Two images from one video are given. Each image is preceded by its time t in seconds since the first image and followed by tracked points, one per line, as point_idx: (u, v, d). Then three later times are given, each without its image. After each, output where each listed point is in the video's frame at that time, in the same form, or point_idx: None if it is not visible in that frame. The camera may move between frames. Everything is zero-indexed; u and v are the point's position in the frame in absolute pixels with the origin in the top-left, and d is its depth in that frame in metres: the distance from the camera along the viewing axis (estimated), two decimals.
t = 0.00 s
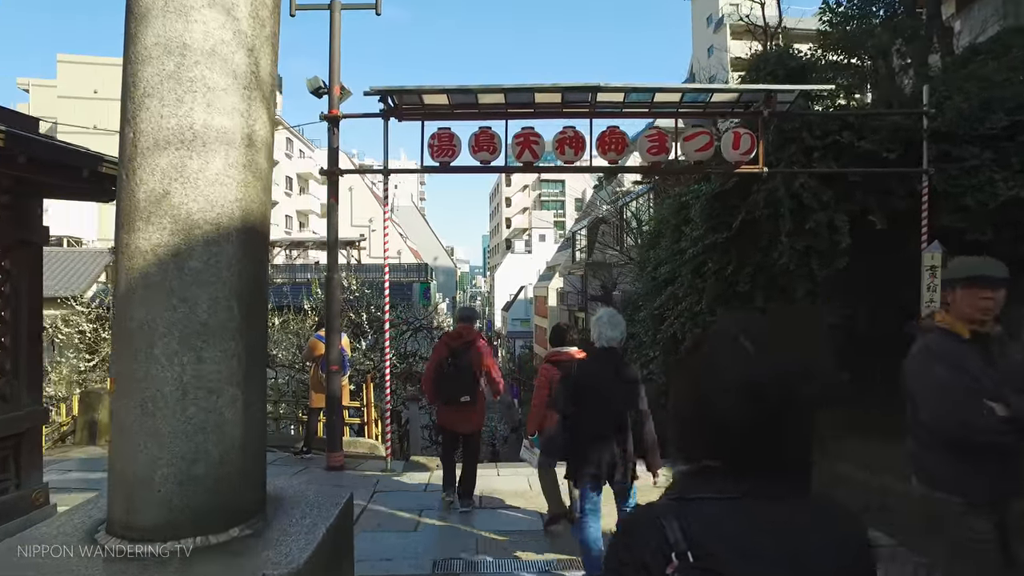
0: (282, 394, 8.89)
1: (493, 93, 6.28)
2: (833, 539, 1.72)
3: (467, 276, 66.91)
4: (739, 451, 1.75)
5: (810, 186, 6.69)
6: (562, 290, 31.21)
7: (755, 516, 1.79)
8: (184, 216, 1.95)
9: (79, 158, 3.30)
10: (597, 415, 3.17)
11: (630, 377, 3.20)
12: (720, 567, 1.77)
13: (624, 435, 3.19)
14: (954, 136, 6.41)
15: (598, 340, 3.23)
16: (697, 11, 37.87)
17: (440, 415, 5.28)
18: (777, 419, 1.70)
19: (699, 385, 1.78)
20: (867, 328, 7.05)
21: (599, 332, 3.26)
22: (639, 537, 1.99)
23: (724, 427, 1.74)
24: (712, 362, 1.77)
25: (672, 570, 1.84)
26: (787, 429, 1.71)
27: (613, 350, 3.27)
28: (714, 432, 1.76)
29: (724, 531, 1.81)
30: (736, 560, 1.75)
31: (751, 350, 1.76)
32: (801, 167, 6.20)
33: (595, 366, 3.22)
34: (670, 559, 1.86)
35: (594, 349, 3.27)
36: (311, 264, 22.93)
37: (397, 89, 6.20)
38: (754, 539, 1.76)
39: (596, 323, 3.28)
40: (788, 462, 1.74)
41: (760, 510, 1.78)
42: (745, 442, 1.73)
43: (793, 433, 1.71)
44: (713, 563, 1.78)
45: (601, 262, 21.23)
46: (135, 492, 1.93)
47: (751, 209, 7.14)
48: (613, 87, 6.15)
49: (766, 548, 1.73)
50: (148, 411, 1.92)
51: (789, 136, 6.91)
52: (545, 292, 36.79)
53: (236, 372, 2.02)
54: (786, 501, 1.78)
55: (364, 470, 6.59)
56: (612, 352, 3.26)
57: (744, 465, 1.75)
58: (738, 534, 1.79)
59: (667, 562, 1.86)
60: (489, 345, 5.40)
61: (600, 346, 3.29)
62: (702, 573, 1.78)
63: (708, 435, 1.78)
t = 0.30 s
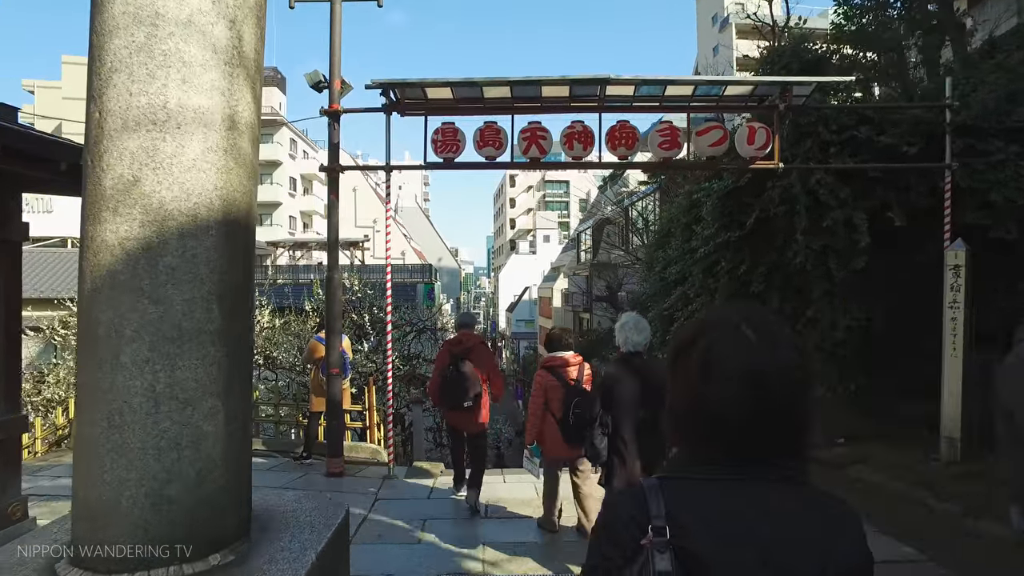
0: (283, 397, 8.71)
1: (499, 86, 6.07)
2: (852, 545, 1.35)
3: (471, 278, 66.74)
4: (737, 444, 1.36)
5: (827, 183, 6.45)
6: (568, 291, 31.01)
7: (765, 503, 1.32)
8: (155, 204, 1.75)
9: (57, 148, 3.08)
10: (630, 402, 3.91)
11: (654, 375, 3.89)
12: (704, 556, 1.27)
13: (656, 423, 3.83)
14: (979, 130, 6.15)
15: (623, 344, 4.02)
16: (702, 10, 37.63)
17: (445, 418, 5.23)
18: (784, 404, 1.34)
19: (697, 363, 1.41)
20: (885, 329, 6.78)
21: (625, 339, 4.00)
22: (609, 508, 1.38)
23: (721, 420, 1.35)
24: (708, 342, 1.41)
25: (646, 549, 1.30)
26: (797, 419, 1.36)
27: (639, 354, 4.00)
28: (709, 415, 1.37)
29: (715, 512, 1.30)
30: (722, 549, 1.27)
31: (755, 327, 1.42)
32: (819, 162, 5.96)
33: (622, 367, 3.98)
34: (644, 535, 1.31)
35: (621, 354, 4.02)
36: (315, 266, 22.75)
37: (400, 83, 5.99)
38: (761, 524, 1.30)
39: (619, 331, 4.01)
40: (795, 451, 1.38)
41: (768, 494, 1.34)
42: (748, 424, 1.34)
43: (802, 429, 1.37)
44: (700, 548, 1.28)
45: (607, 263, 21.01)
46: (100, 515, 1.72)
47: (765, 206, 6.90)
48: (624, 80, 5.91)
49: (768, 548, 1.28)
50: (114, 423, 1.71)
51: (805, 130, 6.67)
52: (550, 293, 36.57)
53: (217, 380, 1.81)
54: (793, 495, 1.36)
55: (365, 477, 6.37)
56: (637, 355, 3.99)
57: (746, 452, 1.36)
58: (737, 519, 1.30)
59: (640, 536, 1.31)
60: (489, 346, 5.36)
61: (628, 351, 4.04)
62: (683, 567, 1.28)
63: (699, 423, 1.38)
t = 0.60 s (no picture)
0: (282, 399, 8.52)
1: (503, 77, 5.83)
2: (876, 555, 1.34)
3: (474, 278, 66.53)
4: (755, 446, 1.38)
5: (843, 177, 6.21)
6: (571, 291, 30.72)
7: (786, 509, 1.33)
8: (115, 191, 1.82)
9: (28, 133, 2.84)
10: (647, 401, 3.73)
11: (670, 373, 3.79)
12: (734, 568, 1.27)
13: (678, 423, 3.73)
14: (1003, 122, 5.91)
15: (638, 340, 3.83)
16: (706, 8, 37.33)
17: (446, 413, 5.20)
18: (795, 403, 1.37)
19: (709, 362, 1.44)
20: (903, 329, 6.56)
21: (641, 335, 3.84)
22: (637, 521, 1.36)
23: (738, 421, 1.38)
24: (719, 341, 1.44)
25: (681, 565, 1.28)
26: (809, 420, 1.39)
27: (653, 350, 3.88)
28: (723, 414, 1.40)
29: (738, 519, 1.31)
30: (753, 561, 1.27)
31: (761, 322, 1.44)
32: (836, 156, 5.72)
33: (637, 365, 3.81)
34: (677, 551, 1.30)
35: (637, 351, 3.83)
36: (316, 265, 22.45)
37: (400, 74, 5.75)
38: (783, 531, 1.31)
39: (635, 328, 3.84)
40: (810, 453, 1.40)
41: (786, 501, 1.35)
42: (761, 424, 1.37)
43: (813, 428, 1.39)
44: (729, 557, 1.28)
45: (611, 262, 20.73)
46: (62, 535, 1.79)
47: (779, 202, 6.66)
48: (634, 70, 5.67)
49: (795, 558, 1.29)
50: (95, 431, 1.79)
51: (820, 124, 6.44)
52: (553, 293, 36.27)
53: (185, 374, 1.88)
54: (812, 501, 1.37)
55: (365, 483, 6.15)
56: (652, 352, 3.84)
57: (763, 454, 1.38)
58: (761, 526, 1.30)
59: (674, 552, 1.30)
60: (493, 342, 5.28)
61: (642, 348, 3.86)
62: None
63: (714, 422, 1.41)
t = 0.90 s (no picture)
0: (279, 402, 8.30)
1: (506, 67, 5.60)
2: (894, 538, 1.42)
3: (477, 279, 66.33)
4: (781, 438, 1.42)
5: (859, 171, 5.97)
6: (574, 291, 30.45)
7: (813, 500, 1.39)
8: (57, 163, 1.80)
9: None
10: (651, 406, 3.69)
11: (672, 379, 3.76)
12: (765, 557, 1.35)
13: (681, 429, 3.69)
14: None
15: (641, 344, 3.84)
16: (710, 7, 37.04)
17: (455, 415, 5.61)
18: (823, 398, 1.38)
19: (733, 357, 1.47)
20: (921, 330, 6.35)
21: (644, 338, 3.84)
22: (671, 514, 1.49)
23: (764, 413, 1.42)
24: (739, 336, 1.48)
25: (717, 559, 1.39)
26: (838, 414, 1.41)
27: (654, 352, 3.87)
28: (751, 411, 1.43)
29: (770, 511, 1.39)
30: (784, 551, 1.35)
31: (786, 316, 1.47)
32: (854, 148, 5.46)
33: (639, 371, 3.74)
34: (714, 545, 1.41)
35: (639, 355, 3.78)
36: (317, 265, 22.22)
37: (398, 64, 5.52)
38: (815, 523, 1.37)
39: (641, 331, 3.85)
40: (836, 445, 1.42)
41: (817, 495, 1.40)
42: (790, 420, 1.40)
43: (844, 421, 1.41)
44: (760, 549, 1.36)
45: (615, 262, 20.49)
46: None
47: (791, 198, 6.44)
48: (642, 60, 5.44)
49: (821, 544, 1.36)
50: (40, 440, 1.76)
51: (835, 117, 6.22)
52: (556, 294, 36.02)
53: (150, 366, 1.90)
54: (837, 487, 1.44)
55: (363, 489, 5.94)
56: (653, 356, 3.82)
57: (794, 449, 1.42)
58: (792, 520, 1.37)
59: (711, 547, 1.41)
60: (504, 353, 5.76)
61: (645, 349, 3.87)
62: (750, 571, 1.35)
63: (744, 418, 1.45)
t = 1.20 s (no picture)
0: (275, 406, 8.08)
1: (508, 57, 5.36)
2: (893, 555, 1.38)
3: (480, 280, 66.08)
4: (773, 442, 1.42)
5: (876, 166, 5.72)
6: (577, 292, 30.18)
7: (809, 508, 1.36)
8: None
9: None
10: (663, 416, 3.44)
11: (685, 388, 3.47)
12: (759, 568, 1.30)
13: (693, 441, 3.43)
14: None
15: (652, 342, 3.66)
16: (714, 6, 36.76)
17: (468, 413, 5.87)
18: (811, 398, 1.41)
19: (723, 363, 1.50)
20: (939, 333, 6.05)
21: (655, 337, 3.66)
22: (661, 525, 1.45)
23: (756, 418, 1.42)
24: (729, 342, 1.52)
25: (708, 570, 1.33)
26: (831, 419, 1.42)
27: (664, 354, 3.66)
28: (739, 414, 1.45)
29: (765, 520, 1.34)
30: (779, 561, 1.30)
31: (781, 321, 1.50)
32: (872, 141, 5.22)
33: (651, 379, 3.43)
34: (705, 555, 1.36)
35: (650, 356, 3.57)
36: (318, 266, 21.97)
37: (395, 54, 5.29)
38: (810, 533, 1.34)
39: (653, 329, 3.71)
40: (829, 452, 1.42)
41: (815, 504, 1.37)
42: (783, 424, 1.41)
43: (836, 428, 1.42)
44: (754, 559, 1.31)
45: (619, 263, 20.24)
46: None
47: (805, 195, 6.19)
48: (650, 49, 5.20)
49: (815, 555, 1.32)
50: None
51: (851, 110, 5.97)
52: (559, 295, 35.73)
53: (107, 376, 1.74)
54: (835, 498, 1.40)
55: (359, 498, 5.70)
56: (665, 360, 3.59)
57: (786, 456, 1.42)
58: (788, 530, 1.33)
59: (702, 557, 1.35)
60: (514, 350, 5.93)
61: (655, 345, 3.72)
62: None
63: (733, 421, 1.46)
